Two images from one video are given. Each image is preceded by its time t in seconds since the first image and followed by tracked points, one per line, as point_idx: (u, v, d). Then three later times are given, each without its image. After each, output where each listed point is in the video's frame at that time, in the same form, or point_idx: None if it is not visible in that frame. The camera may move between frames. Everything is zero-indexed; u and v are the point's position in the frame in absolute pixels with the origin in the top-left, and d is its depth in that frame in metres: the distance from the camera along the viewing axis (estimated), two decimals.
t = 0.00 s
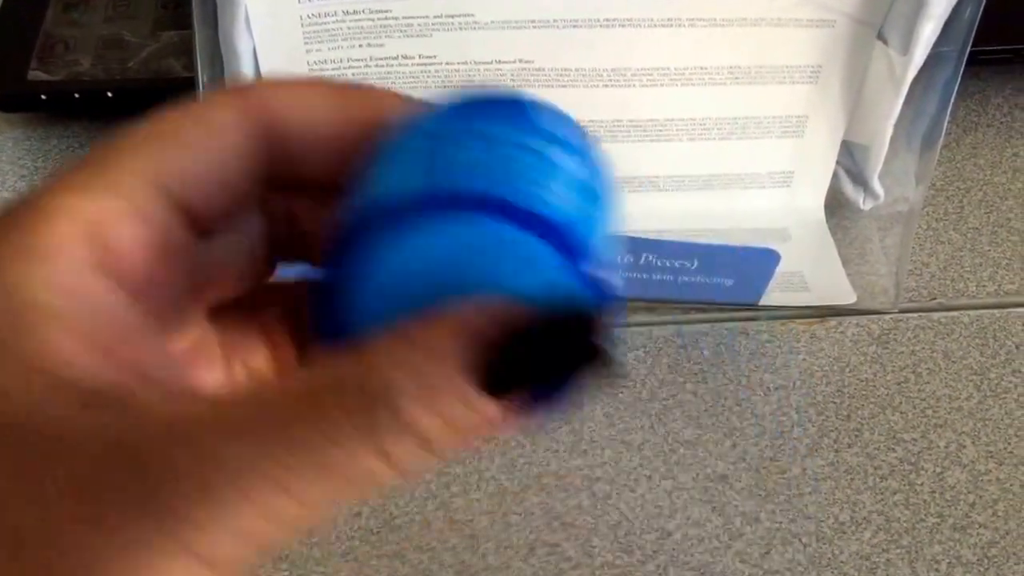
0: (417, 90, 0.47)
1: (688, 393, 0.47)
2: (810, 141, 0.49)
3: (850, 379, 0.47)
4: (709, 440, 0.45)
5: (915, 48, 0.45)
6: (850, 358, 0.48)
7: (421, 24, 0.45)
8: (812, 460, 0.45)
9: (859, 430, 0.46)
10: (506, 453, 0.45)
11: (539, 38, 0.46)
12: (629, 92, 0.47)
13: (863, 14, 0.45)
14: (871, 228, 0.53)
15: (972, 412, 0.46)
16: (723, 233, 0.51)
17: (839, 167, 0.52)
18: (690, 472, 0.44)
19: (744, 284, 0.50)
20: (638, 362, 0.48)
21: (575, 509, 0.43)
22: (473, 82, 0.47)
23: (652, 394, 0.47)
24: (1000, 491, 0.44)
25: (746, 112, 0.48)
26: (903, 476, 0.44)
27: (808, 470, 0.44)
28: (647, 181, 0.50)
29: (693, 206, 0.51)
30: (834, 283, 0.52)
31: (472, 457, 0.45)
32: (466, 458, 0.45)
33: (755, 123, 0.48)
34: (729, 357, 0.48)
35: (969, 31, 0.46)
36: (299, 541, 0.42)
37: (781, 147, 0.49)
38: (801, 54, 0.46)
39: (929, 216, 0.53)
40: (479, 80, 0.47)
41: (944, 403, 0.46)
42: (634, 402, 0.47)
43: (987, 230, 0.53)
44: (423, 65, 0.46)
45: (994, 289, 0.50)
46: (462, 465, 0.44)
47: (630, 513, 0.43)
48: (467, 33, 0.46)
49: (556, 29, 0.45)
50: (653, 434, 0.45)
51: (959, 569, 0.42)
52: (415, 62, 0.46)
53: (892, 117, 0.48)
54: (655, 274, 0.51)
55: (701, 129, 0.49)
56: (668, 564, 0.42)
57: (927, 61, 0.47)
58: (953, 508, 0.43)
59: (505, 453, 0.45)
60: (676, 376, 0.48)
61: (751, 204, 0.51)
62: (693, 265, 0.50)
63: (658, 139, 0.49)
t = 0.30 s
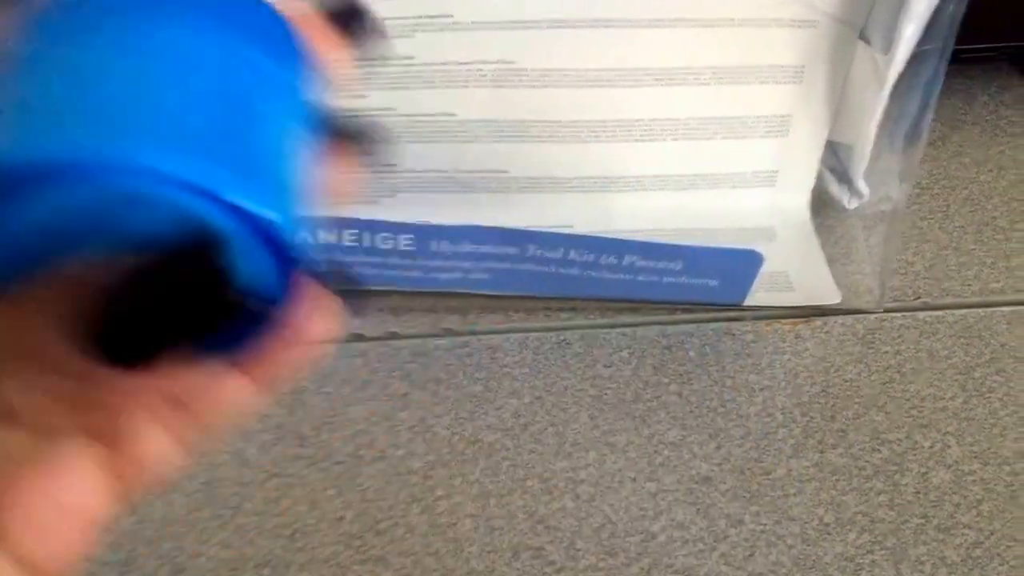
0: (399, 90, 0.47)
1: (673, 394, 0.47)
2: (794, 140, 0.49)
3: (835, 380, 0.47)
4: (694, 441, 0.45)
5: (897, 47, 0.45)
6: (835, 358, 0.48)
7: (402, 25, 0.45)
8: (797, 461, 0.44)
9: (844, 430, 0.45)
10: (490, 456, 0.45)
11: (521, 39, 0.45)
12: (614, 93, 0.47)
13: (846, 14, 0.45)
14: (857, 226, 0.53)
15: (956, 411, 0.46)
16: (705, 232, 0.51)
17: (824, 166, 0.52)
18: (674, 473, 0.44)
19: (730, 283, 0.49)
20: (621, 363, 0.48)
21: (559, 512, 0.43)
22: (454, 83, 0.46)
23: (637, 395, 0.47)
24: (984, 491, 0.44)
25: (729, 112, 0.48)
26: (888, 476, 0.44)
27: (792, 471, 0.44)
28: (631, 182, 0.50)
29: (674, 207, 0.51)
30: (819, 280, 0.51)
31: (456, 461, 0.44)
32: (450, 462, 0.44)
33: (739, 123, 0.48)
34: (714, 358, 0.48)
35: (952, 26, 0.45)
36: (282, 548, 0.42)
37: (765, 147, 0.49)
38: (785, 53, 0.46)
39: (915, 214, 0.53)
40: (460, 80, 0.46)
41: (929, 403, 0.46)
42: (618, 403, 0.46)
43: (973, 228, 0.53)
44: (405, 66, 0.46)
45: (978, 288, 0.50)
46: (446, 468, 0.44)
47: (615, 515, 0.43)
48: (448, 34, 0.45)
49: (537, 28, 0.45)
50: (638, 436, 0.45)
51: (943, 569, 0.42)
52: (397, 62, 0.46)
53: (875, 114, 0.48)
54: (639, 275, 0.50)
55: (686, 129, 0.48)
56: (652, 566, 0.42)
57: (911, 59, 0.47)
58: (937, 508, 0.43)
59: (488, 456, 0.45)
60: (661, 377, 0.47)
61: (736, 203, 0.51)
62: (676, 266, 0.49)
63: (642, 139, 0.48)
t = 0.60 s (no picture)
0: (378, 92, 0.46)
1: (655, 395, 0.47)
2: (775, 139, 0.49)
3: (818, 379, 0.47)
4: (676, 443, 0.45)
5: (877, 47, 0.45)
6: (818, 357, 0.48)
7: (380, 27, 0.44)
8: (779, 462, 0.44)
9: (826, 430, 0.45)
10: (471, 460, 0.44)
11: (501, 40, 0.45)
12: (595, 93, 0.47)
13: (827, 13, 0.45)
14: (839, 225, 0.53)
15: (939, 411, 0.46)
16: (688, 232, 0.51)
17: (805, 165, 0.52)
18: (657, 475, 0.44)
19: (713, 284, 0.49)
20: (605, 364, 0.48)
21: (541, 516, 0.43)
22: (434, 83, 0.46)
23: (619, 397, 0.47)
24: (967, 490, 0.44)
25: (711, 112, 0.48)
26: (870, 477, 0.44)
27: (775, 472, 0.44)
28: (614, 183, 0.50)
29: (657, 208, 0.51)
30: (802, 281, 0.51)
31: (438, 465, 0.44)
32: (432, 466, 0.44)
33: (720, 123, 0.48)
34: (696, 359, 0.48)
35: (932, 30, 0.45)
36: (261, 554, 0.41)
37: (747, 147, 0.49)
38: (767, 53, 0.46)
39: (898, 212, 0.53)
40: (440, 80, 0.46)
41: (911, 403, 0.46)
42: (601, 404, 0.46)
43: (955, 227, 0.53)
44: (384, 66, 0.46)
45: (961, 286, 0.51)
46: (428, 472, 0.44)
47: (596, 517, 0.43)
48: (428, 35, 0.45)
49: (515, 29, 0.44)
50: (620, 438, 0.45)
51: (926, 570, 0.41)
52: (376, 63, 0.46)
53: (857, 115, 0.48)
54: (623, 275, 0.49)
55: (668, 129, 0.48)
56: (634, 569, 0.41)
57: (891, 60, 0.47)
58: (919, 508, 0.43)
59: (469, 458, 0.44)
60: (644, 378, 0.47)
61: (720, 203, 0.51)
62: (657, 266, 0.49)
63: (624, 140, 0.48)
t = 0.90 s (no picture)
0: (357, 92, 0.46)
1: (637, 396, 0.46)
2: (757, 138, 0.49)
3: (800, 378, 0.47)
4: (658, 443, 0.45)
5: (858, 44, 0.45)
6: (800, 357, 0.48)
7: (358, 27, 0.44)
8: (761, 463, 0.44)
9: (808, 430, 0.45)
10: (452, 462, 0.44)
11: (481, 39, 0.44)
12: (574, 93, 0.47)
13: (807, 12, 0.44)
14: (821, 223, 0.53)
15: (920, 410, 0.46)
16: (668, 231, 0.51)
17: (787, 164, 0.52)
18: (638, 476, 0.44)
19: (692, 283, 0.49)
20: (587, 364, 0.48)
21: (523, 518, 0.42)
22: (414, 84, 0.46)
23: (600, 398, 0.46)
24: (949, 489, 0.44)
25: (691, 111, 0.47)
26: (852, 476, 0.44)
27: (757, 472, 0.44)
28: (595, 183, 0.50)
29: (637, 208, 0.51)
30: (783, 282, 0.51)
31: (419, 467, 0.44)
32: (412, 469, 0.44)
33: (701, 122, 0.48)
34: (678, 359, 0.48)
35: (912, 23, 0.45)
36: (241, 559, 0.41)
37: (728, 146, 0.49)
38: (747, 52, 0.46)
39: (879, 211, 0.54)
40: (419, 81, 0.46)
41: (892, 401, 0.46)
42: (583, 404, 0.46)
43: (936, 225, 0.53)
44: (363, 67, 0.45)
45: (942, 284, 0.51)
46: (408, 475, 0.44)
47: (578, 519, 0.42)
48: (407, 34, 0.44)
49: (496, 28, 0.44)
50: (602, 439, 0.45)
51: (908, 569, 0.41)
52: (355, 64, 0.45)
53: (837, 112, 0.47)
54: (604, 276, 0.49)
55: (648, 129, 0.48)
56: (615, 571, 0.41)
57: (871, 55, 0.46)
58: (901, 508, 0.43)
59: (450, 460, 0.44)
60: (626, 379, 0.47)
61: (704, 203, 0.51)
62: (638, 266, 0.49)
63: (605, 139, 0.48)
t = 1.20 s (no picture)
0: (335, 93, 0.46)
1: (618, 395, 0.47)
2: (737, 135, 0.49)
3: (781, 376, 0.47)
4: (639, 442, 0.45)
5: (835, 42, 0.45)
6: (780, 355, 0.48)
7: (334, 27, 0.44)
8: (742, 461, 0.44)
9: (789, 428, 0.45)
10: (433, 463, 0.44)
11: (458, 38, 0.44)
12: (553, 92, 0.46)
13: (783, 9, 0.45)
14: (801, 220, 0.53)
15: (901, 407, 0.46)
16: (650, 230, 0.51)
17: (767, 162, 0.51)
18: (620, 476, 0.44)
19: (673, 282, 0.49)
20: (568, 364, 0.48)
21: (504, 519, 0.42)
22: (392, 84, 0.46)
23: (581, 398, 0.46)
24: (930, 486, 0.44)
25: (671, 108, 0.47)
26: (833, 474, 0.44)
27: (738, 471, 0.44)
28: (575, 181, 0.50)
29: (618, 206, 0.51)
30: (764, 279, 0.51)
31: (399, 469, 0.44)
32: (393, 470, 0.44)
33: (680, 120, 0.48)
34: (659, 358, 0.48)
35: (888, 21, 0.45)
36: (220, 562, 0.41)
37: (707, 144, 0.49)
38: (726, 49, 0.46)
39: (859, 209, 0.54)
40: (397, 81, 0.45)
41: (873, 398, 0.46)
42: (564, 405, 0.46)
43: (916, 222, 0.53)
44: (341, 67, 0.45)
45: (922, 281, 0.51)
46: (389, 476, 0.44)
47: (559, 519, 0.42)
48: (384, 34, 0.44)
49: (473, 28, 0.44)
50: (583, 439, 0.45)
51: (889, 567, 0.41)
52: (332, 64, 0.45)
53: (817, 110, 0.47)
54: (584, 275, 0.49)
55: (627, 127, 0.48)
56: (596, 571, 0.41)
57: (849, 53, 0.46)
58: (882, 505, 0.43)
59: (432, 462, 0.44)
60: (607, 378, 0.47)
61: (684, 201, 0.51)
62: (618, 265, 0.48)
63: (584, 138, 0.48)
